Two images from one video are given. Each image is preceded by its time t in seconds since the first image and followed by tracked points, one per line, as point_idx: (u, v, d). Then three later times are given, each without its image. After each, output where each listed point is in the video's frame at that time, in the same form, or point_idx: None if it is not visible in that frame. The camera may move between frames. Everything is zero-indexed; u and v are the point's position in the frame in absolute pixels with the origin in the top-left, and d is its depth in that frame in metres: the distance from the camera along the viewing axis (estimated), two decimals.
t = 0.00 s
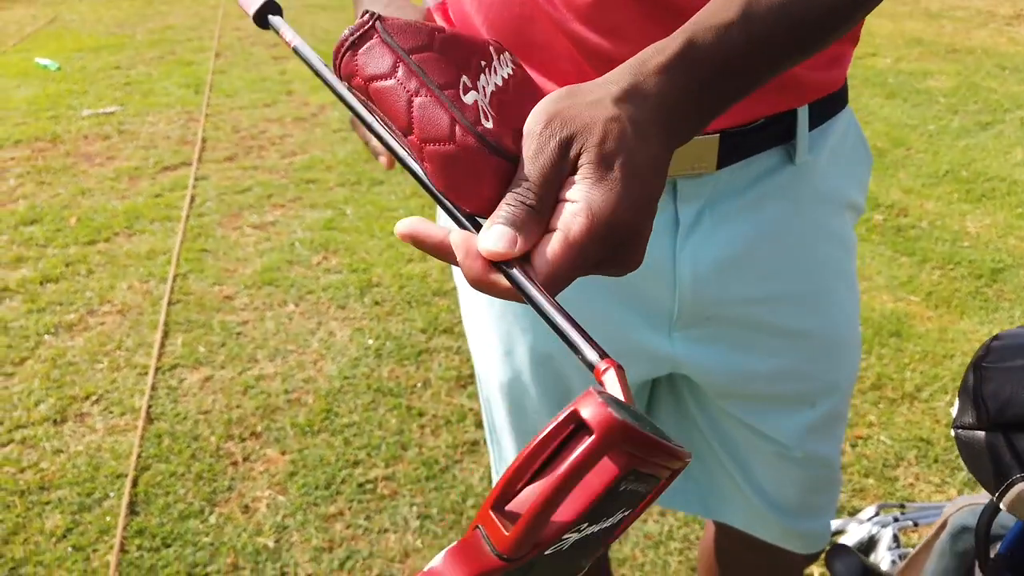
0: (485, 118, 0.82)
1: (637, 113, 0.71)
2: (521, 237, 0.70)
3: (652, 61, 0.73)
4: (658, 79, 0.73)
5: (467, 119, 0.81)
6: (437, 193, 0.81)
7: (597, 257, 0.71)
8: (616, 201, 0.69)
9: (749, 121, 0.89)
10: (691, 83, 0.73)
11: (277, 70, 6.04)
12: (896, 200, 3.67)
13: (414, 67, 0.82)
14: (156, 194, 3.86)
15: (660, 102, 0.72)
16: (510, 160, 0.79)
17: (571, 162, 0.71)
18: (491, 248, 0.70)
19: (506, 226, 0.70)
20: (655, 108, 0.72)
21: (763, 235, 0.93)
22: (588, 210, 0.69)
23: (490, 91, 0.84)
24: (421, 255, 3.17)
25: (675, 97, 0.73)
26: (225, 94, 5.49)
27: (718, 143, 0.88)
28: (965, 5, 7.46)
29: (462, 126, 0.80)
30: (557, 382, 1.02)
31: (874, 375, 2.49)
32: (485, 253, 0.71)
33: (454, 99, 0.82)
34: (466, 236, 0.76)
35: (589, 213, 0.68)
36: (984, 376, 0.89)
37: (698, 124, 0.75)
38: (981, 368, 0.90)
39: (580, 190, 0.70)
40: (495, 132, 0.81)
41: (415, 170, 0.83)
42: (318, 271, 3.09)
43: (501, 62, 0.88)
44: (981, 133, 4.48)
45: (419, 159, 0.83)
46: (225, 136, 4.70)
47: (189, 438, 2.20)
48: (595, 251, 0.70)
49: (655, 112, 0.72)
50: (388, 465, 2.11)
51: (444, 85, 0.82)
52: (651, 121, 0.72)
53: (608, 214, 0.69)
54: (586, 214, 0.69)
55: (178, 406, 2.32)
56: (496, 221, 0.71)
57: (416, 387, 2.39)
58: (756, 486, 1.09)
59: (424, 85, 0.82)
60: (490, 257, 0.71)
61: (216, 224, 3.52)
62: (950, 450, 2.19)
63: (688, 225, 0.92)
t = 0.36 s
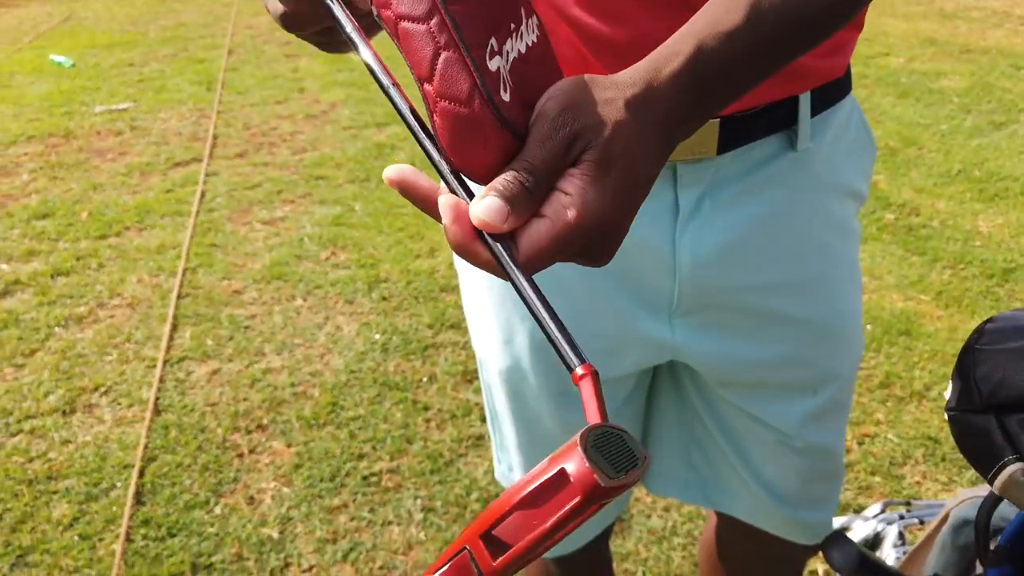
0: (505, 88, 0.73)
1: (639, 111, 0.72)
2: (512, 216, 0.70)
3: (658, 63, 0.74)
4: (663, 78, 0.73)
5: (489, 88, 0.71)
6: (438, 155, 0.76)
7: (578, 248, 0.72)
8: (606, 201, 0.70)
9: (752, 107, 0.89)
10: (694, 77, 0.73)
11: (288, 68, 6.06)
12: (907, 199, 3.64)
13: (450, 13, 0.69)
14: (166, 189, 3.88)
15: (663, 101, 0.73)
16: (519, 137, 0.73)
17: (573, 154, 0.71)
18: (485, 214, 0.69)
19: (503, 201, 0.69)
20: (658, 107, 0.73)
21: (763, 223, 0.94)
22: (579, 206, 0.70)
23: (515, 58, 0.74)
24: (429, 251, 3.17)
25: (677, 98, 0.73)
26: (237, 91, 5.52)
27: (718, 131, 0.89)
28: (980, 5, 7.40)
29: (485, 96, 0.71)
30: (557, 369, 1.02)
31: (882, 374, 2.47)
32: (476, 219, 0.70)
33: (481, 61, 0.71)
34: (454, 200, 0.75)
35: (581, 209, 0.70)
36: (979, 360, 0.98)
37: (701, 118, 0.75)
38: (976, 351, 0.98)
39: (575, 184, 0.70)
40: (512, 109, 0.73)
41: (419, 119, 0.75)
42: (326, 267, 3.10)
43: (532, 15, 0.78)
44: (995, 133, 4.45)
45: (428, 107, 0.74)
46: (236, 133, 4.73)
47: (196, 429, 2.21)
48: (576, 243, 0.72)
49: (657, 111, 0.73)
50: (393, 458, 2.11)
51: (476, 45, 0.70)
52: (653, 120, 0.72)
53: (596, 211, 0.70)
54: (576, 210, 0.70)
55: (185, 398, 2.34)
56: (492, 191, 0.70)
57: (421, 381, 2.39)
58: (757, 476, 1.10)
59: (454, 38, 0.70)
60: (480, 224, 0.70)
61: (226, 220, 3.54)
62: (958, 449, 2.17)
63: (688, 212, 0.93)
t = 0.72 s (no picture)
0: (496, 84, 0.73)
1: (626, 110, 0.72)
2: (489, 221, 0.72)
3: (647, 55, 0.73)
4: (652, 72, 0.72)
5: (476, 86, 0.71)
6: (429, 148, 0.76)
7: (553, 243, 0.75)
8: (581, 203, 0.72)
9: (756, 94, 0.90)
10: (683, 73, 0.73)
11: (300, 66, 6.09)
12: (919, 199, 3.61)
13: (443, 11, 0.68)
14: (178, 185, 3.91)
15: (651, 96, 0.72)
16: (507, 134, 0.74)
17: (553, 154, 0.72)
18: (461, 218, 0.71)
19: (478, 205, 0.71)
20: (645, 102, 0.72)
21: (766, 213, 0.94)
22: (552, 207, 0.72)
23: (513, 43, 0.74)
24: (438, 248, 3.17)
25: (666, 92, 0.73)
26: (249, 89, 5.54)
27: (722, 119, 0.89)
28: (996, 5, 7.34)
29: (470, 95, 0.71)
30: (559, 358, 1.02)
31: (890, 372, 2.45)
32: (453, 222, 0.72)
33: (470, 59, 0.70)
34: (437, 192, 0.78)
35: (554, 212, 0.72)
36: (975, 343, 0.97)
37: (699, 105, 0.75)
38: (972, 334, 0.98)
39: (551, 186, 0.72)
40: (498, 106, 0.73)
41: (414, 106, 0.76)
42: (335, 262, 3.11)
43: None
44: (1009, 133, 4.41)
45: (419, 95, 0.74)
46: (247, 129, 4.75)
47: (204, 422, 2.22)
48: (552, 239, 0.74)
49: (644, 107, 0.72)
50: (399, 451, 2.12)
51: (467, 43, 0.70)
52: (640, 116, 0.72)
53: (570, 211, 0.72)
54: (552, 211, 0.72)
55: (194, 391, 2.35)
56: (471, 193, 0.72)
57: (428, 376, 2.40)
58: (760, 468, 1.10)
59: (444, 36, 0.69)
60: (456, 230, 0.73)
61: (236, 215, 3.55)
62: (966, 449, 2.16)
63: (691, 201, 0.93)
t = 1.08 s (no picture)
0: (496, 63, 0.74)
1: (625, 98, 0.71)
2: (481, 199, 0.72)
3: (649, 47, 0.72)
4: (654, 63, 0.72)
5: (476, 63, 0.72)
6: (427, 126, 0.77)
7: (545, 224, 0.75)
8: (572, 187, 0.73)
9: (764, 89, 0.90)
10: (686, 66, 0.73)
11: (312, 65, 6.10)
12: (932, 200, 3.59)
13: None
14: (190, 182, 3.93)
15: (651, 87, 0.72)
16: (504, 114, 0.75)
17: (549, 136, 0.72)
18: (454, 194, 0.72)
19: (470, 182, 0.72)
20: (646, 93, 0.72)
21: (777, 208, 0.94)
22: (544, 189, 0.72)
23: (516, 23, 0.75)
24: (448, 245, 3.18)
25: (668, 85, 0.72)
26: (261, 87, 5.57)
27: (732, 115, 0.89)
28: (1012, 6, 7.28)
29: (469, 71, 0.72)
30: (568, 353, 1.02)
31: (901, 373, 2.44)
32: (445, 198, 0.73)
33: (472, 35, 0.72)
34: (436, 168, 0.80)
35: (544, 194, 0.72)
36: (984, 333, 0.97)
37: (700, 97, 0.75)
38: (981, 324, 0.97)
39: (545, 168, 0.72)
40: (497, 85, 0.74)
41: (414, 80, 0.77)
42: (345, 259, 3.12)
43: None
44: None
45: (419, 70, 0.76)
46: (259, 127, 4.77)
47: (214, 416, 2.24)
48: (542, 222, 0.74)
49: (646, 99, 0.72)
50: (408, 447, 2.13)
51: (469, 18, 0.71)
52: (639, 107, 0.72)
53: (562, 195, 0.73)
54: (542, 194, 0.72)
55: (205, 385, 2.37)
56: (465, 170, 0.73)
57: (437, 372, 2.40)
58: (768, 466, 1.09)
59: (447, 10, 0.71)
60: (448, 205, 0.73)
61: (248, 212, 3.57)
62: (977, 450, 2.15)
63: (702, 195, 0.92)
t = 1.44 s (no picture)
0: (509, 56, 0.74)
1: (641, 93, 0.71)
2: (493, 193, 0.72)
3: (665, 42, 0.72)
4: (669, 58, 0.72)
5: (489, 56, 0.72)
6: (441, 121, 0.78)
7: (560, 223, 0.75)
8: (587, 185, 0.72)
9: (783, 89, 0.89)
10: (702, 61, 0.72)
11: (326, 63, 6.12)
12: (949, 202, 3.56)
13: None
14: (205, 179, 3.95)
15: (666, 82, 0.72)
16: (517, 110, 0.75)
17: (563, 131, 0.72)
18: (465, 189, 0.72)
19: (481, 176, 0.72)
20: (661, 88, 0.72)
21: (796, 207, 0.93)
22: (558, 186, 0.72)
23: (529, 16, 0.75)
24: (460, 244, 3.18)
25: (683, 80, 0.72)
26: (276, 85, 5.59)
27: (751, 113, 0.89)
28: None
29: (483, 64, 0.72)
30: (583, 353, 1.02)
31: (916, 375, 2.42)
32: (457, 193, 0.73)
33: (485, 28, 0.72)
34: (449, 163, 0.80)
35: (557, 190, 0.72)
36: (1005, 335, 0.96)
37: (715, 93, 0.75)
38: (1001, 325, 0.96)
39: (558, 165, 0.72)
40: (510, 79, 0.74)
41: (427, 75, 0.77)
42: (358, 257, 3.13)
43: None
44: None
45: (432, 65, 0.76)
46: (274, 125, 4.79)
47: (228, 412, 2.25)
48: (556, 220, 0.74)
49: (661, 94, 0.72)
50: (420, 445, 2.13)
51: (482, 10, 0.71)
52: (654, 103, 0.72)
53: (576, 192, 0.72)
54: (556, 190, 0.72)
55: (218, 381, 2.38)
56: (476, 165, 0.72)
57: (449, 371, 2.41)
58: (784, 466, 1.09)
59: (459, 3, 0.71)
60: (460, 202, 0.74)
61: (262, 210, 3.58)
62: (993, 453, 2.13)
63: (720, 194, 0.92)
